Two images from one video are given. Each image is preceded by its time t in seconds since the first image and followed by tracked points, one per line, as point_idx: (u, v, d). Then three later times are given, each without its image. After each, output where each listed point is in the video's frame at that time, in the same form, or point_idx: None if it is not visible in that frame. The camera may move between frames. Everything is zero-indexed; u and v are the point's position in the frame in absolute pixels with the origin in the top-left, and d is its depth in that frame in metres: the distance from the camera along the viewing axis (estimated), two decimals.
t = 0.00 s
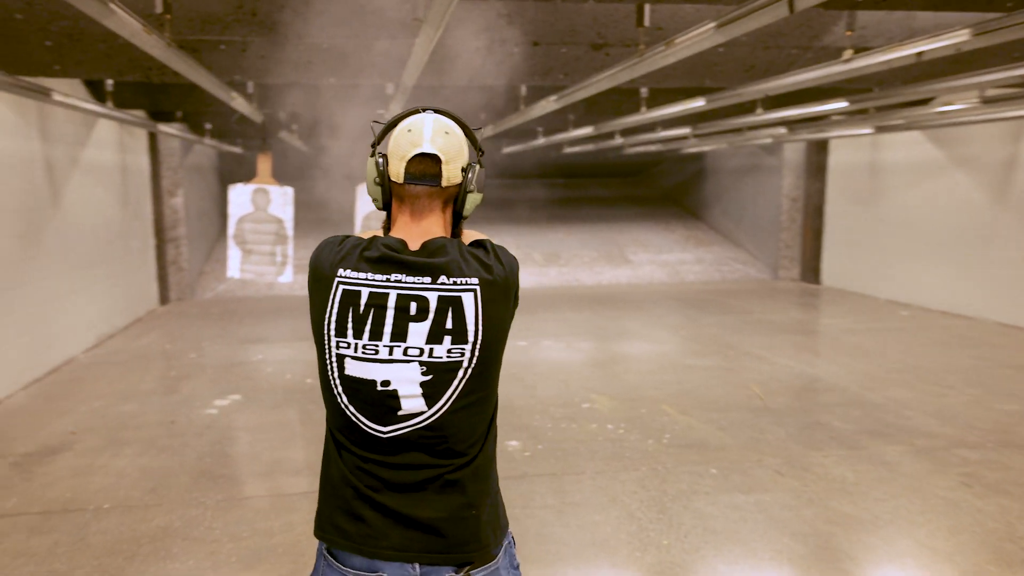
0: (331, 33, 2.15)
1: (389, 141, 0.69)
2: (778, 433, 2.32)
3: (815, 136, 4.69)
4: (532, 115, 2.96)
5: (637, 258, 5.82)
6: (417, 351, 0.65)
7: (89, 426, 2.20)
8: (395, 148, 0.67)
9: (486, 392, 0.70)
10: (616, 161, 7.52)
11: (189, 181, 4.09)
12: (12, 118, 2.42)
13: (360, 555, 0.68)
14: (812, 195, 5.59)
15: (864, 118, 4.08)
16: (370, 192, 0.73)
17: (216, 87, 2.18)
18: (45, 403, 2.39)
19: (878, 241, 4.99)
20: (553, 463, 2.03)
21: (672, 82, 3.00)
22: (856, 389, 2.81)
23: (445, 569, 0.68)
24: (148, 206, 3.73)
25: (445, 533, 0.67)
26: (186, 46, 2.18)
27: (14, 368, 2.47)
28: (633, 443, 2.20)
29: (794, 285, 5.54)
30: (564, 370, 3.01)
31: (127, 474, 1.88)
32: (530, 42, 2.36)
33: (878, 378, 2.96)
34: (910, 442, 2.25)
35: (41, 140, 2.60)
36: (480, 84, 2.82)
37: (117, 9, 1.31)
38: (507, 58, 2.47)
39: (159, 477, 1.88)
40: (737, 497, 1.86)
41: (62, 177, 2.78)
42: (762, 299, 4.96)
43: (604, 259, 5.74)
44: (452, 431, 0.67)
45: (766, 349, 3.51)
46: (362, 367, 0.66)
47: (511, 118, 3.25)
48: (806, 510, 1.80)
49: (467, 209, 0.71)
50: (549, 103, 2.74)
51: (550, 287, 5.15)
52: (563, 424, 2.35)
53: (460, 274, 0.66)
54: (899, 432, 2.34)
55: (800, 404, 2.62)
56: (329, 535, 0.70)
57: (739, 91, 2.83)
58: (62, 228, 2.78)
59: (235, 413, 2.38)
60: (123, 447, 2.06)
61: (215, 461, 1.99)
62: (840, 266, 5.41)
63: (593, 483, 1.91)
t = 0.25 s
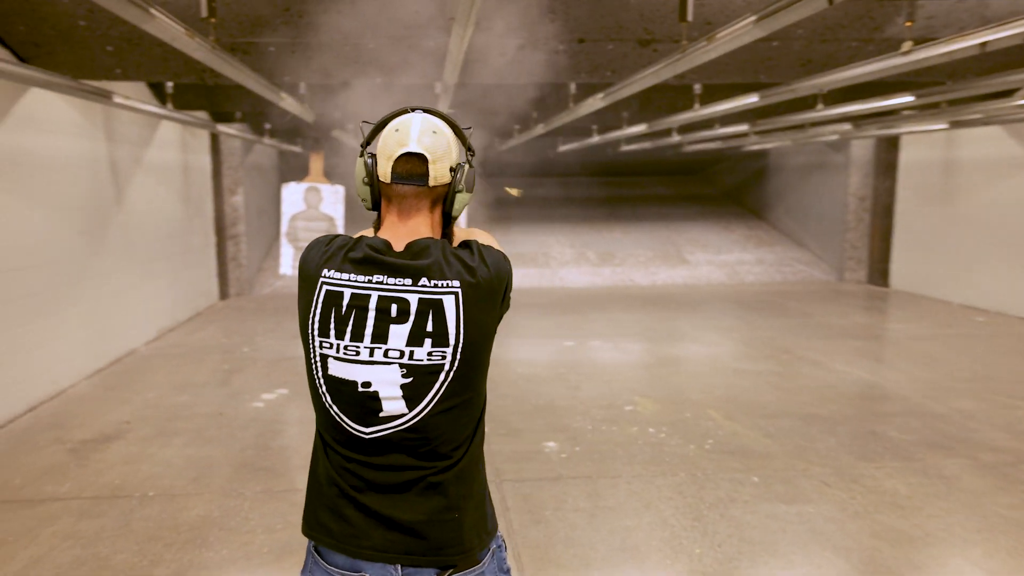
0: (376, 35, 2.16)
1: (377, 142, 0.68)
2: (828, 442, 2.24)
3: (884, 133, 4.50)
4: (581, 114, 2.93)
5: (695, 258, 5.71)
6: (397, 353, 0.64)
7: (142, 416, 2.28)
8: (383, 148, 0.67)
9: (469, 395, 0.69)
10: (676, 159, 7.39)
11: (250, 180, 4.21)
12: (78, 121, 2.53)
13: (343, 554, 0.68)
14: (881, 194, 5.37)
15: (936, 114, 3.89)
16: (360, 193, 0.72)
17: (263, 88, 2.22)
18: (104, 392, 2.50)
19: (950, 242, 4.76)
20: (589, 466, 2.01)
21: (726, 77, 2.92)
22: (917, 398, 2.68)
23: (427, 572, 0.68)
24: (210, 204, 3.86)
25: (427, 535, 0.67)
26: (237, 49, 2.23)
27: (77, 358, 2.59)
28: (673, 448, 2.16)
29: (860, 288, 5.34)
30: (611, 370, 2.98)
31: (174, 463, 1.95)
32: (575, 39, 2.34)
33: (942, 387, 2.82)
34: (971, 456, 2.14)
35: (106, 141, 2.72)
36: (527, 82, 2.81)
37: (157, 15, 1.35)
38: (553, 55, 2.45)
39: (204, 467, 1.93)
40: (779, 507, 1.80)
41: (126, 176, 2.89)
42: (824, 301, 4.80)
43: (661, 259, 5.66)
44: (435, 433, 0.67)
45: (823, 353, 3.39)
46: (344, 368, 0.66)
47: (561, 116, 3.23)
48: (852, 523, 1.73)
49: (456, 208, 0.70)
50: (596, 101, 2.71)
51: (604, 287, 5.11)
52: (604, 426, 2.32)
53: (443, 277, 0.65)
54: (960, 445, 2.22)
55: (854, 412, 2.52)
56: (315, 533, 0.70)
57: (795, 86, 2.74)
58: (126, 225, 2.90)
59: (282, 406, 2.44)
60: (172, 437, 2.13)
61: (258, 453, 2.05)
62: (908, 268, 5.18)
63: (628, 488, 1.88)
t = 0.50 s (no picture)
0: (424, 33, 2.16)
1: (393, 136, 0.67)
2: (888, 452, 2.14)
3: (958, 129, 4.29)
4: (633, 110, 2.88)
5: (755, 258, 5.58)
6: (415, 351, 0.63)
7: (195, 407, 2.35)
8: (401, 144, 0.65)
9: (480, 395, 0.68)
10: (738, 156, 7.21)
11: (308, 178, 4.30)
12: (141, 121, 2.62)
13: (345, 554, 0.67)
14: (956, 194, 5.12)
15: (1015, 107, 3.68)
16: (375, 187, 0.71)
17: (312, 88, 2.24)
18: (162, 383, 2.58)
19: None
20: (632, 470, 1.98)
21: (785, 71, 2.82)
22: (988, 409, 2.54)
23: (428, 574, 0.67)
24: (268, 201, 3.95)
25: (430, 539, 0.66)
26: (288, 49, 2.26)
27: (138, 350, 2.68)
28: (721, 453, 2.11)
29: (931, 291, 5.11)
30: (663, 372, 2.93)
31: (222, 454, 2.00)
32: (627, 33, 2.29)
33: (1015, 398, 2.67)
34: None
35: (168, 140, 2.81)
36: (578, 78, 2.78)
37: (201, 16, 1.41)
38: (603, 50, 2.41)
39: (250, 459, 1.98)
40: (828, 519, 1.73)
41: (187, 175, 2.98)
42: (891, 305, 4.62)
43: (720, 259, 5.53)
44: (444, 434, 0.65)
45: (890, 360, 3.24)
46: (357, 365, 0.64)
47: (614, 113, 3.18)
48: (908, 539, 1.64)
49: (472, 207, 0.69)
50: (648, 97, 2.66)
51: (659, 286, 5.03)
52: (650, 430, 2.28)
53: (462, 274, 0.64)
54: None
55: (918, 422, 2.41)
56: (315, 532, 0.69)
57: (858, 79, 2.63)
58: (185, 221, 3.00)
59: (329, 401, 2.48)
60: (223, 428, 2.19)
61: (303, 446, 2.08)
62: (983, 271, 4.92)
63: (670, 494, 1.84)
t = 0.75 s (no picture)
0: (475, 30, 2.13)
1: (403, 129, 0.64)
2: (958, 467, 2.02)
3: None
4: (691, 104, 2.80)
5: (822, 258, 5.38)
6: (423, 352, 0.59)
7: (248, 399, 2.40)
8: (409, 136, 0.62)
9: (494, 398, 0.65)
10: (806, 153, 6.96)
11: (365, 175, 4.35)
12: (201, 119, 2.68)
13: (357, 559, 0.65)
14: None
15: None
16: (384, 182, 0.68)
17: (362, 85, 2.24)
18: (218, 375, 2.64)
19: None
20: (679, 476, 1.92)
21: (853, 62, 2.69)
22: None
23: None
24: (326, 198, 4.01)
25: (443, 546, 0.63)
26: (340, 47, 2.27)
27: (195, 342, 2.75)
28: (775, 461, 2.03)
29: (1014, 295, 4.83)
30: (718, 375, 2.85)
31: (270, 446, 2.03)
32: (683, 25, 2.22)
33: None
34: None
35: (227, 137, 2.87)
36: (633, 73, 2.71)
37: (246, 14, 1.42)
38: (659, 43, 2.34)
39: (296, 452, 2.00)
40: (889, 535, 1.63)
41: (245, 172, 3.05)
42: (968, 309, 4.38)
43: (784, 259, 5.37)
44: (457, 438, 0.62)
45: (964, 367, 3.07)
46: (364, 367, 0.61)
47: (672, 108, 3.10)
48: (977, 560, 1.53)
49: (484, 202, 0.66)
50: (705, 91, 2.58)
51: (719, 286, 4.91)
52: (702, 435, 2.21)
53: (472, 272, 0.61)
54: None
55: (992, 435, 2.26)
56: (328, 537, 0.68)
57: (932, 70, 2.48)
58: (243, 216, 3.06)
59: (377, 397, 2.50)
60: (272, 421, 2.22)
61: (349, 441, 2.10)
62: None
63: (719, 502, 1.77)
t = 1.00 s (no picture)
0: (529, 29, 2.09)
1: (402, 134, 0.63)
2: None
3: None
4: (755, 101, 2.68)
5: (900, 262, 5.14)
6: (406, 366, 0.58)
7: (301, 397, 2.43)
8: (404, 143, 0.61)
9: (492, 415, 0.62)
10: (886, 151, 6.65)
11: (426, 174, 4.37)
12: (262, 121, 2.74)
13: None
14: None
15: None
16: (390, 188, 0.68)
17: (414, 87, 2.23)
18: (274, 372, 2.69)
19: None
20: (732, 489, 1.84)
21: (934, 54, 2.53)
22: None
23: None
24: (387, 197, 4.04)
25: (437, 570, 0.61)
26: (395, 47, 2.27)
27: (253, 338, 2.82)
28: (836, 477, 1.92)
29: None
30: (781, 383, 2.74)
31: (318, 444, 2.04)
32: (745, 19, 2.12)
33: None
34: None
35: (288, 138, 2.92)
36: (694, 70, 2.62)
37: (291, 17, 1.42)
38: (719, 39, 2.25)
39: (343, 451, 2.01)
40: (960, 564, 1.52)
41: (305, 172, 3.09)
42: None
43: (858, 262, 5.15)
44: (449, 457, 0.59)
45: None
46: (354, 379, 0.61)
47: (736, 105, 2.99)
48: None
49: (486, 208, 0.63)
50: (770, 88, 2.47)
51: (788, 289, 4.75)
52: (759, 446, 2.12)
53: (460, 283, 0.58)
54: None
55: None
56: (334, 552, 0.67)
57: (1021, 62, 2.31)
58: (303, 215, 3.11)
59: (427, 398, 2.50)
60: (323, 419, 2.24)
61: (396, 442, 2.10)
62: None
63: (773, 519, 1.69)
